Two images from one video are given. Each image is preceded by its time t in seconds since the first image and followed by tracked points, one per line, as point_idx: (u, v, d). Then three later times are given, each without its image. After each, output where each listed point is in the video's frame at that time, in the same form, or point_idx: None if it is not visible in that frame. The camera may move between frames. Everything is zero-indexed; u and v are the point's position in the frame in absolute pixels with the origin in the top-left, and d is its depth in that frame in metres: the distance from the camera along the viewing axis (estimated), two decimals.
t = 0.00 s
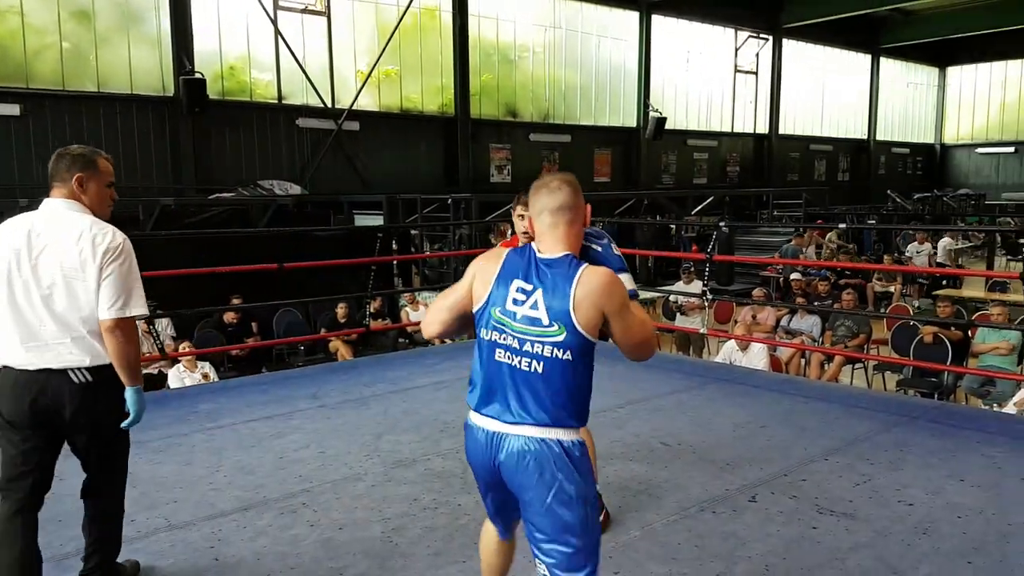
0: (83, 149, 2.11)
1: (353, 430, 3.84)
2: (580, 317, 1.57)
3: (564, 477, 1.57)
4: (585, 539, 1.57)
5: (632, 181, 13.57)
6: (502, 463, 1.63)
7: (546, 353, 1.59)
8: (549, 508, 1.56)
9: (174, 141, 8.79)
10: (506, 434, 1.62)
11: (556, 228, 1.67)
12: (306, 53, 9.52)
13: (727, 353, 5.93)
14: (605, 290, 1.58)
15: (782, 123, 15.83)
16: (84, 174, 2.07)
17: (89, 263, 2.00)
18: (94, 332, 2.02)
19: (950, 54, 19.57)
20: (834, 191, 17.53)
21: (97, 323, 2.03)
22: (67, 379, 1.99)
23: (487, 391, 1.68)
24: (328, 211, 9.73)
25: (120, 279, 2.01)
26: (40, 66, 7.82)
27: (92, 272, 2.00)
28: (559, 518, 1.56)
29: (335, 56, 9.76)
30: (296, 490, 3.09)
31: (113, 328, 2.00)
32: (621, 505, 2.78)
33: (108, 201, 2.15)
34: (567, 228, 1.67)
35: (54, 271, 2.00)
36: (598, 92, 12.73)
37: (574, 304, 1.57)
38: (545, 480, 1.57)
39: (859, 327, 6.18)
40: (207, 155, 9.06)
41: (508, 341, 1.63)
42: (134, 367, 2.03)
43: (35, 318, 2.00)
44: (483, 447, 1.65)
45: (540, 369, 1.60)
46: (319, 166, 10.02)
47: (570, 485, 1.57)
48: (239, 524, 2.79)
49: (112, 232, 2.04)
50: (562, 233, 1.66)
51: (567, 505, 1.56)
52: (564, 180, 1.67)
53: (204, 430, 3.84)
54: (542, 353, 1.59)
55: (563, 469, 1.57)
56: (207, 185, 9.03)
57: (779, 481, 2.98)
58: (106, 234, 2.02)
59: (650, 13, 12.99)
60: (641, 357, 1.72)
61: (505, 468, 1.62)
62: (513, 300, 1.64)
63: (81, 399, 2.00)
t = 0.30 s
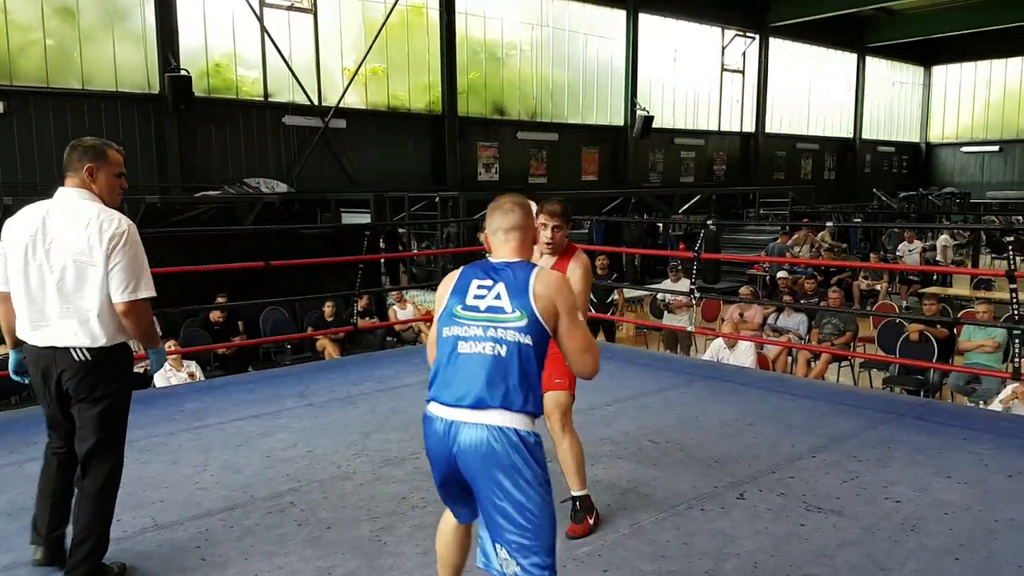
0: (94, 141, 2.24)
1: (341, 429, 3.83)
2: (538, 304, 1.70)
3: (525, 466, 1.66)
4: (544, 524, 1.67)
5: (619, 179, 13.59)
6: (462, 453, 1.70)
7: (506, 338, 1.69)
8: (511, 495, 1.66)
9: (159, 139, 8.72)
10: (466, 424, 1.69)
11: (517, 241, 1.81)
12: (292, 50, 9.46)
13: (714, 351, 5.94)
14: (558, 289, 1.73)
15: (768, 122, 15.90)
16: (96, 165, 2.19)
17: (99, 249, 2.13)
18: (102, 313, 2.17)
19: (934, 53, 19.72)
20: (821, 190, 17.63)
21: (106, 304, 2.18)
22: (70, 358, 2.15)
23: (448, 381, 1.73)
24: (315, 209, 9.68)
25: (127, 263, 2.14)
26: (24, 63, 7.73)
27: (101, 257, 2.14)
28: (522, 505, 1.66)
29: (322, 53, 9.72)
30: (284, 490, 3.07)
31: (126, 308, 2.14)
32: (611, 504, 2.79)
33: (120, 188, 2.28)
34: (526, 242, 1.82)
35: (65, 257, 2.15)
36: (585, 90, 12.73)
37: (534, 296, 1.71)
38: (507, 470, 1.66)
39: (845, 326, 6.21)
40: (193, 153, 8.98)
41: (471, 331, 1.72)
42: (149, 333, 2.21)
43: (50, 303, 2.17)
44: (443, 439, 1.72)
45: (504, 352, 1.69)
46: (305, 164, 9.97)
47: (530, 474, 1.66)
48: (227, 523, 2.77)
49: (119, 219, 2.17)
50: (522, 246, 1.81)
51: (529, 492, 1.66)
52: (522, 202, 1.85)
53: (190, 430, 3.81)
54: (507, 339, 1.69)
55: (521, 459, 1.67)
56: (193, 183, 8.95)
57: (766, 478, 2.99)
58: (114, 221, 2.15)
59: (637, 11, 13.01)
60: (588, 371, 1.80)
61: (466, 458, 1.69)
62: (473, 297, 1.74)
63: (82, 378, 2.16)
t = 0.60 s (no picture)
0: (105, 146, 2.28)
1: (334, 427, 3.81)
2: (508, 283, 1.73)
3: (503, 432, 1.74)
4: (520, 489, 1.74)
5: (610, 177, 13.60)
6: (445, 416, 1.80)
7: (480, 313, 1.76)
8: (487, 459, 1.74)
9: (149, 136, 8.67)
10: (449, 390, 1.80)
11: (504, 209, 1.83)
12: (282, 46, 9.41)
13: (707, 348, 5.97)
14: (531, 258, 1.73)
15: (759, 119, 15.94)
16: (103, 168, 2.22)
17: (97, 249, 2.16)
18: (103, 307, 2.20)
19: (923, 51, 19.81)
20: (811, 187, 17.70)
21: (107, 299, 2.20)
22: (78, 348, 2.22)
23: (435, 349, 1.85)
24: (306, 206, 9.65)
25: (123, 263, 2.16)
26: (12, 60, 7.66)
27: (98, 256, 2.16)
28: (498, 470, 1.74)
29: (313, 50, 9.68)
30: (277, 488, 3.06)
31: (120, 304, 2.16)
32: (605, 501, 2.79)
33: (127, 190, 2.30)
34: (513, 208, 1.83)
35: (67, 254, 2.19)
36: (575, 88, 12.73)
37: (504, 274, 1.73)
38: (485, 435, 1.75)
39: (836, 323, 6.23)
40: (183, 149, 8.93)
41: (450, 307, 1.80)
42: (152, 331, 2.22)
43: (59, 296, 2.22)
44: (428, 405, 1.83)
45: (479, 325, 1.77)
46: (296, 161, 9.93)
47: (507, 442, 1.74)
48: (219, 522, 2.76)
49: (119, 219, 2.19)
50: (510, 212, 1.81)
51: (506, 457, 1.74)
52: (511, 166, 1.83)
53: (182, 428, 3.79)
54: (478, 315, 1.76)
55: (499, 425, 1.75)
56: (183, 180, 8.89)
57: (760, 476, 2.99)
58: (114, 221, 2.17)
59: (628, 9, 13.01)
60: (581, 317, 1.85)
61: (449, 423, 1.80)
62: (452, 274, 1.81)
63: (88, 363, 2.22)
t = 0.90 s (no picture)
0: (122, 137, 2.55)
1: (331, 424, 3.81)
2: (485, 275, 1.95)
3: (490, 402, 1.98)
4: (503, 454, 1.92)
5: (606, 174, 13.60)
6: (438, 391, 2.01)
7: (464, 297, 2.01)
8: (474, 424, 1.94)
9: (145, 133, 8.64)
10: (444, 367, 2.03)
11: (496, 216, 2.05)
12: (278, 43, 9.39)
13: (704, 345, 5.98)
14: (503, 250, 1.93)
15: (755, 117, 15.96)
16: (115, 158, 2.51)
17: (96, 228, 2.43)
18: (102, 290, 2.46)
19: (918, 49, 19.85)
20: (807, 184, 17.73)
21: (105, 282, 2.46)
22: (91, 327, 2.52)
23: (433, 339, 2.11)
24: (302, 203, 9.63)
25: (113, 243, 2.40)
26: (7, 56, 7.63)
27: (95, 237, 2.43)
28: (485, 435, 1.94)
29: (308, 47, 9.66)
30: (275, 485, 3.05)
31: (107, 283, 2.41)
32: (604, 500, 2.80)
33: (140, 180, 2.58)
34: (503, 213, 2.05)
35: (81, 240, 2.48)
36: (572, 85, 12.73)
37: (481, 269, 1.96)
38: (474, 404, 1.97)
39: (833, 320, 6.23)
40: (179, 145, 8.90)
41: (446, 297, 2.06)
42: (135, 315, 2.43)
43: (76, 278, 2.54)
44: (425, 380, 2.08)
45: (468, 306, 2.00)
46: (291, 158, 9.91)
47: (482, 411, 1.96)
48: (217, 519, 2.75)
49: (122, 207, 2.46)
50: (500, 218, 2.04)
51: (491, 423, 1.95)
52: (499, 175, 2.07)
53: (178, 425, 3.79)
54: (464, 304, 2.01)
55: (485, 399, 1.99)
56: (179, 177, 8.86)
57: (758, 473, 3.00)
58: (116, 207, 2.45)
59: (624, 6, 13.00)
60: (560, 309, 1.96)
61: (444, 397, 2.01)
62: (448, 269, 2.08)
63: (101, 341, 2.52)
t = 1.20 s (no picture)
0: (156, 141, 2.65)
1: (331, 420, 3.82)
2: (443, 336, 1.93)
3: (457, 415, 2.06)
4: (479, 456, 2.01)
5: (606, 171, 13.61)
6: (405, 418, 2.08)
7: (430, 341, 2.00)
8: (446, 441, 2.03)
9: (145, 130, 8.64)
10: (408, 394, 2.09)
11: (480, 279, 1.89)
12: (277, 39, 9.39)
13: (704, 343, 5.99)
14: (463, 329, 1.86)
15: (754, 114, 15.96)
16: (149, 160, 2.60)
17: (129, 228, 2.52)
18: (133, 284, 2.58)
19: (918, 46, 19.85)
20: (806, 181, 17.75)
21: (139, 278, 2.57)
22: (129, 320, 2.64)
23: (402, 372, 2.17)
24: (302, 199, 9.62)
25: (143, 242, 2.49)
26: (6, 53, 7.63)
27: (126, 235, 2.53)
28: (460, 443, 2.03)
29: (308, 44, 9.67)
30: (276, 482, 3.06)
31: (137, 279, 2.52)
32: (605, 498, 2.81)
33: (173, 181, 2.65)
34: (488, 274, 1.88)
35: (117, 237, 2.59)
36: (571, 82, 12.73)
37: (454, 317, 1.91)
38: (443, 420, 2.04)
39: (833, 317, 6.25)
40: (179, 141, 8.89)
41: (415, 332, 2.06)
42: (162, 309, 2.54)
43: (111, 271, 2.67)
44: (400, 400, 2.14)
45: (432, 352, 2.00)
46: (291, 155, 9.91)
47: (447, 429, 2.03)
48: (219, 515, 2.76)
49: (154, 208, 2.54)
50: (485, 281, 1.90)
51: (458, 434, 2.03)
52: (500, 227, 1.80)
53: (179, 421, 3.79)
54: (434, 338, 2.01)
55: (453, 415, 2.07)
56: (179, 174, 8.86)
57: (759, 470, 3.01)
58: (149, 207, 2.54)
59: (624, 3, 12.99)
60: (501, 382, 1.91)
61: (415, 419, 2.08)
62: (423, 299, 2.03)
63: (141, 334, 2.64)
